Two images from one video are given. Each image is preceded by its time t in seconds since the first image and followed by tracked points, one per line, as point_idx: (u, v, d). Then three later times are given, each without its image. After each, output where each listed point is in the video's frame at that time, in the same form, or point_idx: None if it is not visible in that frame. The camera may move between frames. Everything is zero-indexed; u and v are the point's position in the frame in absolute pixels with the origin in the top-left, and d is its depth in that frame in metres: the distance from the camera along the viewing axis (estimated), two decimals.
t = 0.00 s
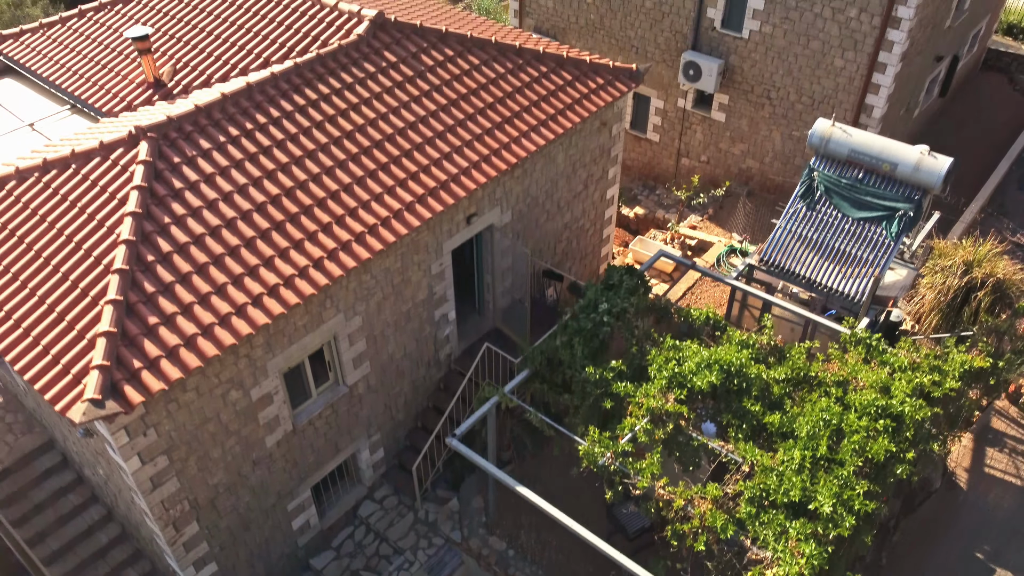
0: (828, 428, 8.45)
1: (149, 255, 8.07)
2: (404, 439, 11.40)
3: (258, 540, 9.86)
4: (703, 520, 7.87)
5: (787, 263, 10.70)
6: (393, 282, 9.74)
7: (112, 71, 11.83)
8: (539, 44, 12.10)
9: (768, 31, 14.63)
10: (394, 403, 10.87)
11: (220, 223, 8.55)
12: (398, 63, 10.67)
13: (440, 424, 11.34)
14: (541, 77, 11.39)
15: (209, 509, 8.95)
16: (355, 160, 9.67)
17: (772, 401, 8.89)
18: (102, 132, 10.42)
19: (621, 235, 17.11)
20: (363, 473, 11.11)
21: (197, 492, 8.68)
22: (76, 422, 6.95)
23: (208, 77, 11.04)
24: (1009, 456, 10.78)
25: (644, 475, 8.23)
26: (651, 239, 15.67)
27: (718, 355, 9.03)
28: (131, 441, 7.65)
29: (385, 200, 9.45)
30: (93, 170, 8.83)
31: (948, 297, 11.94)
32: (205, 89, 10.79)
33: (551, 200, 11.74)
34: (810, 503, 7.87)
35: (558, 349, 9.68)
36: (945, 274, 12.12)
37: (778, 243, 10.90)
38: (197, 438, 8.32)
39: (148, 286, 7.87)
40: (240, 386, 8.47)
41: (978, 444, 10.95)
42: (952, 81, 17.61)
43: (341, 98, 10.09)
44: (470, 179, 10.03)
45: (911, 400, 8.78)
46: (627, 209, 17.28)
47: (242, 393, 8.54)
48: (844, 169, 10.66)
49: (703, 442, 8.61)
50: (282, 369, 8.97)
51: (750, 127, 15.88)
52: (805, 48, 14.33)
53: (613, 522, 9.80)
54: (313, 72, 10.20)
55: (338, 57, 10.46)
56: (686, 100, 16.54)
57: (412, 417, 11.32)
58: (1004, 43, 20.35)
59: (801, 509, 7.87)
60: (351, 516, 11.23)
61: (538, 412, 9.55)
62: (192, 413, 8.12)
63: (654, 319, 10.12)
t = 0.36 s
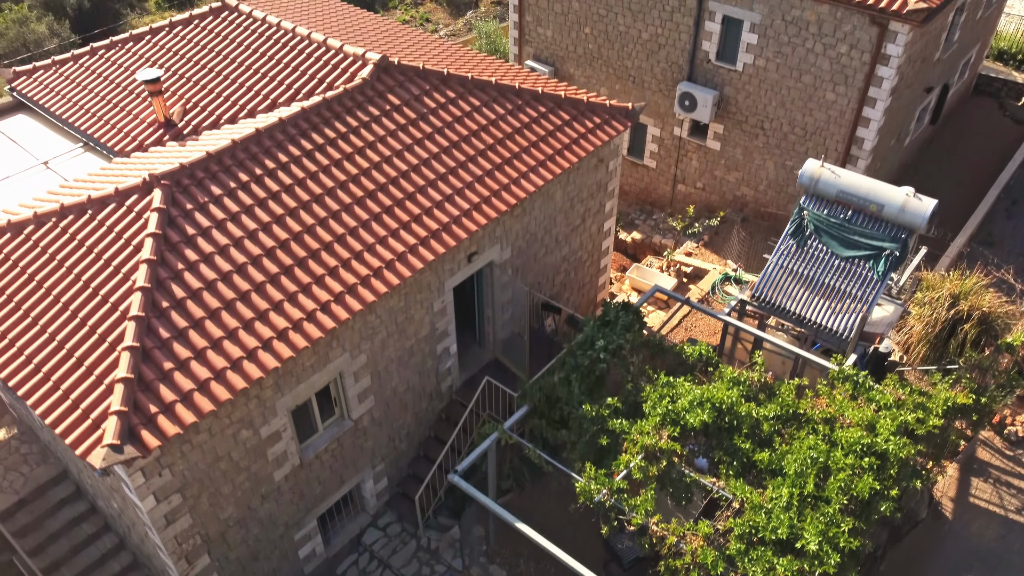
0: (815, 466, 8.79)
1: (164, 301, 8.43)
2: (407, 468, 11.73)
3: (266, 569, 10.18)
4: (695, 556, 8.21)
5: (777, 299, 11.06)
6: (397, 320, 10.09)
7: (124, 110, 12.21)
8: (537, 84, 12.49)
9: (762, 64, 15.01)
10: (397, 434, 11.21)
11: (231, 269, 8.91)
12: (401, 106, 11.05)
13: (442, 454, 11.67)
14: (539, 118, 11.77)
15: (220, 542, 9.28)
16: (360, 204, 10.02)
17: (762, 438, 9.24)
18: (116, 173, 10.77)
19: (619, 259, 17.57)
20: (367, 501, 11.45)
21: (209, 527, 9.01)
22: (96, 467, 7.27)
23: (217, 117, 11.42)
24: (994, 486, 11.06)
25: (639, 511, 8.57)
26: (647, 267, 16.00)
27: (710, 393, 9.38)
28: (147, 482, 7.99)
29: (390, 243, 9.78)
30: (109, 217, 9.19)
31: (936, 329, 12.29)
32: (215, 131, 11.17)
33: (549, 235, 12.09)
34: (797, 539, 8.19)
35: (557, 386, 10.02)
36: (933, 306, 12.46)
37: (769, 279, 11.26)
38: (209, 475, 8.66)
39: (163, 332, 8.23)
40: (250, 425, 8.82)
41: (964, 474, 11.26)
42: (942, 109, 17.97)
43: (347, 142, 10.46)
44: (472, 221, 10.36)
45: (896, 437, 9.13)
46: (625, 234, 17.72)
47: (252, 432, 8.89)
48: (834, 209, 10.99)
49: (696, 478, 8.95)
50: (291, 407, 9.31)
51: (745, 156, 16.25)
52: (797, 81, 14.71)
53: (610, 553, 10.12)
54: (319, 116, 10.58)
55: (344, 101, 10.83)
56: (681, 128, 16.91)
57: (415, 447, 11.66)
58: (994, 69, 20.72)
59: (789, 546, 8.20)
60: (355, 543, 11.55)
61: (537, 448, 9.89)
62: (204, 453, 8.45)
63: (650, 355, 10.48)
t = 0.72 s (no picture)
0: (801, 489, 9.20)
1: (179, 334, 8.84)
2: (410, 483, 12.14)
3: None
4: None
5: (769, 322, 11.39)
6: (401, 346, 10.49)
7: (135, 136, 12.58)
8: (536, 111, 12.90)
9: (756, 85, 15.37)
10: (401, 452, 11.62)
11: (243, 301, 9.31)
12: (405, 136, 11.44)
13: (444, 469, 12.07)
14: (538, 145, 12.16)
15: (233, 560, 9.69)
16: (366, 235, 10.42)
17: (751, 462, 9.65)
18: (130, 201, 11.15)
19: (617, 271, 18.08)
20: (372, 516, 11.86)
21: (222, 547, 9.43)
22: (119, 497, 7.68)
23: (227, 146, 11.81)
24: (976, 501, 11.46)
25: (633, 532, 8.98)
26: (643, 282, 16.40)
27: (702, 417, 9.78)
28: (165, 507, 8.40)
29: (394, 273, 10.17)
30: (125, 250, 9.59)
31: (922, 347, 12.67)
32: (224, 160, 11.55)
33: (548, 258, 12.48)
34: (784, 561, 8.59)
35: (555, 410, 10.44)
36: (920, 326, 12.87)
37: (760, 302, 11.60)
38: (223, 499, 9.07)
39: (179, 364, 8.63)
40: (262, 451, 9.23)
41: (948, 490, 11.65)
42: (935, 124, 18.32)
43: (352, 173, 10.85)
44: (473, 250, 10.75)
45: (879, 461, 9.54)
46: (623, 246, 18.14)
47: (264, 456, 9.30)
48: (822, 236, 11.41)
49: (688, 500, 9.36)
50: (300, 432, 9.72)
51: (740, 173, 16.63)
52: (791, 102, 15.07)
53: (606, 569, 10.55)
54: (326, 148, 10.97)
55: (349, 132, 11.22)
56: (678, 145, 17.27)
57: (418, 463, 12.07)
58: (986, 81, 21.06)
59: (775, 567, 8.60)
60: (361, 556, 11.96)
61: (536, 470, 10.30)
62: (219, 478, 8.86)
63: (645, 379, 10.89)
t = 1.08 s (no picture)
0: (784, 492, 9.70)
1: (194, 347, 9.30)
2: (413, 480, 12.67)
3: None
4: None
5: (758, 327, 11.95)
6: (404, 353, 10.95)
7: (143, 144, 12.93)
8: (534, 120, 13.28)
9: (750, 88, 15.69)
10: (404, 452, 12.13)
11: (253, 314, 9.77)
12: (406, 148, 11.82)
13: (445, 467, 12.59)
14: (536, 155, 12.53)
15: (246, 557, 10.23)
16: (370, 247, 10.84)
17: (738, 465, 10.15)
18: (142, 212, 11.55)
19: (613, 266, 18.57)
20: (377, 511, 12.41)
21: (236, 546, 9.96)
22: (141, 505, 8.17)
23: (233, 156, 12.18)
24: (954, 498, 11.99)
25: (624, 533, 9.49)
26: (639, 280, 16.80)
27: (691, 422, 10.27)
28: (182, 511, 8.91)
29: (397, 284, 10.61)
30: (139, 264, 10.03)
31: (905, 349, 13.10)
32: (232, 171, 11.94)
33: (545, 264, 12.91)
34: (767, 562, 9.08)
35: (552, 415, 10.93)
36: (904, 327, 13.28)
37: (750, 309, 12.14)
38: (237, 501, 9.59)
39: (194, 377, 9.09)
40: (273, 456, 9.73)
41: (928, 487, 12.16)
42: (926, 122, 18.64)
43: (356, 186, 11.25)
44: (473, 260, 11.18)
45: (859, 465, 10.04)
46: (619, 243, 18.53)
47: (275, 462, 9.82)
48: (810, 245, 11.82)
49: (677, 502, 9.86)
50: (308, 437, 10.20)
51: (734, 173, 17.00)
52: (784, 106, 15.41)
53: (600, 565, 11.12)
54: (330, 162, 11.37)
55: (353, 145, 11.62)
56: (674, 144, 17.61)
57: (421, 462, 12.59)
58: (979, 77, 21.35)
59: (758, 567, 9.10)
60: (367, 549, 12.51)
61: (533, 472, 10.82)
62: (232, 483, 9.35)
63: (638, 383, 11.37)
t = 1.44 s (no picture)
0: (768, 483, 10.23)
1: (206, 348, 9.75)
2: (416, 466, 13.23)
3: (296, 560, 11.74)
4: (662, 563, 9.71)
5: (748, 323, 12.39)
6: (407, 349, 11.42)
7: (151, 142, 13.24)
8: (531, 118, 13.63)
9: (744, 81, 15.97)
10: (407, 440, 12.67)
11: (263, 315, 10.22)
12: (408, 149, 12.18)
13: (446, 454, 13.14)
14: (534, 154, 12.89)
15: (258, 543, 10.79)
16: (373, 247, 11.25)
17: (724, 457, 10.67)
18: (152, 211, 11.94)
19: (610, 253, 19.03)
20: (382, 496, 12.98)
21: (249, 534, 10.52)
22: (161, 500, 8.69)
23: (239, 155, 12.53)
24: (933, 484, 12.54)
25: (615, 522, 10.05)
26: (634, 268, 17.21)
27: (681, 416, 10.77)
28: (199, 504, 9.44)
29: (400, 284, 11.03)
30: (152, 266, 10.46)
31: (890, 340, 13.59)
32: (239, 170, 12.29)
33: (542, 258, 13.33)
34: (750, 550, 9.64)
35: (548, 408, 11.44)
36: (890, 318, 13.79)
37: (740, 304, 12.55)
38: (250, 493, 10.12)
39: (207, 377, 9.56)
40: (283, 450, 10.25)
41: (908, 474, 12.71)
42: (919, 110, 18.92)
43: (359, 187, 11.63)
44: (473, 259, 11.59)
45: (839, 457, 10.57)
46: (615, 229, 18.91)
47: (285, 455, 10.34)
48: (798, 243, 12.26)
49: (666, 492, 10.40)
50: (316, 431, 10.72)
51: (728, 162, 17.33)
52: (777, 99, 15.70)
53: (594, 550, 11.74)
54: (334, 163, 11.74)
55: (355, 146, 11.98)
56: (670, 133, 17.91)
57: (423, 449, 13.13)
58: (973, 63, 21.57)
59: (741, 554, 9.66)
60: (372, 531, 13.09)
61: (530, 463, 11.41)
62: (245, 476, 9.87)
63: (630, 376, 11.87)
